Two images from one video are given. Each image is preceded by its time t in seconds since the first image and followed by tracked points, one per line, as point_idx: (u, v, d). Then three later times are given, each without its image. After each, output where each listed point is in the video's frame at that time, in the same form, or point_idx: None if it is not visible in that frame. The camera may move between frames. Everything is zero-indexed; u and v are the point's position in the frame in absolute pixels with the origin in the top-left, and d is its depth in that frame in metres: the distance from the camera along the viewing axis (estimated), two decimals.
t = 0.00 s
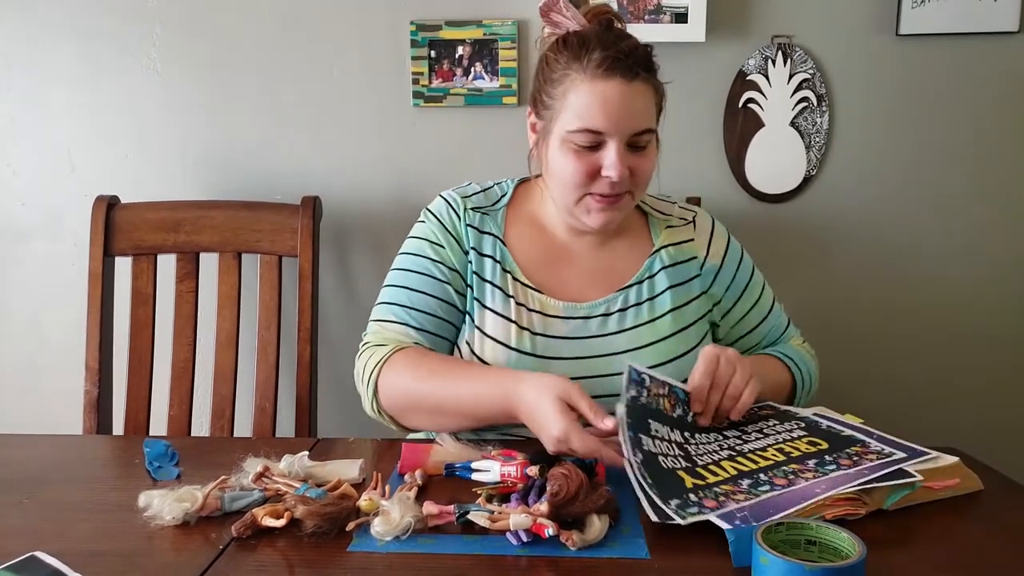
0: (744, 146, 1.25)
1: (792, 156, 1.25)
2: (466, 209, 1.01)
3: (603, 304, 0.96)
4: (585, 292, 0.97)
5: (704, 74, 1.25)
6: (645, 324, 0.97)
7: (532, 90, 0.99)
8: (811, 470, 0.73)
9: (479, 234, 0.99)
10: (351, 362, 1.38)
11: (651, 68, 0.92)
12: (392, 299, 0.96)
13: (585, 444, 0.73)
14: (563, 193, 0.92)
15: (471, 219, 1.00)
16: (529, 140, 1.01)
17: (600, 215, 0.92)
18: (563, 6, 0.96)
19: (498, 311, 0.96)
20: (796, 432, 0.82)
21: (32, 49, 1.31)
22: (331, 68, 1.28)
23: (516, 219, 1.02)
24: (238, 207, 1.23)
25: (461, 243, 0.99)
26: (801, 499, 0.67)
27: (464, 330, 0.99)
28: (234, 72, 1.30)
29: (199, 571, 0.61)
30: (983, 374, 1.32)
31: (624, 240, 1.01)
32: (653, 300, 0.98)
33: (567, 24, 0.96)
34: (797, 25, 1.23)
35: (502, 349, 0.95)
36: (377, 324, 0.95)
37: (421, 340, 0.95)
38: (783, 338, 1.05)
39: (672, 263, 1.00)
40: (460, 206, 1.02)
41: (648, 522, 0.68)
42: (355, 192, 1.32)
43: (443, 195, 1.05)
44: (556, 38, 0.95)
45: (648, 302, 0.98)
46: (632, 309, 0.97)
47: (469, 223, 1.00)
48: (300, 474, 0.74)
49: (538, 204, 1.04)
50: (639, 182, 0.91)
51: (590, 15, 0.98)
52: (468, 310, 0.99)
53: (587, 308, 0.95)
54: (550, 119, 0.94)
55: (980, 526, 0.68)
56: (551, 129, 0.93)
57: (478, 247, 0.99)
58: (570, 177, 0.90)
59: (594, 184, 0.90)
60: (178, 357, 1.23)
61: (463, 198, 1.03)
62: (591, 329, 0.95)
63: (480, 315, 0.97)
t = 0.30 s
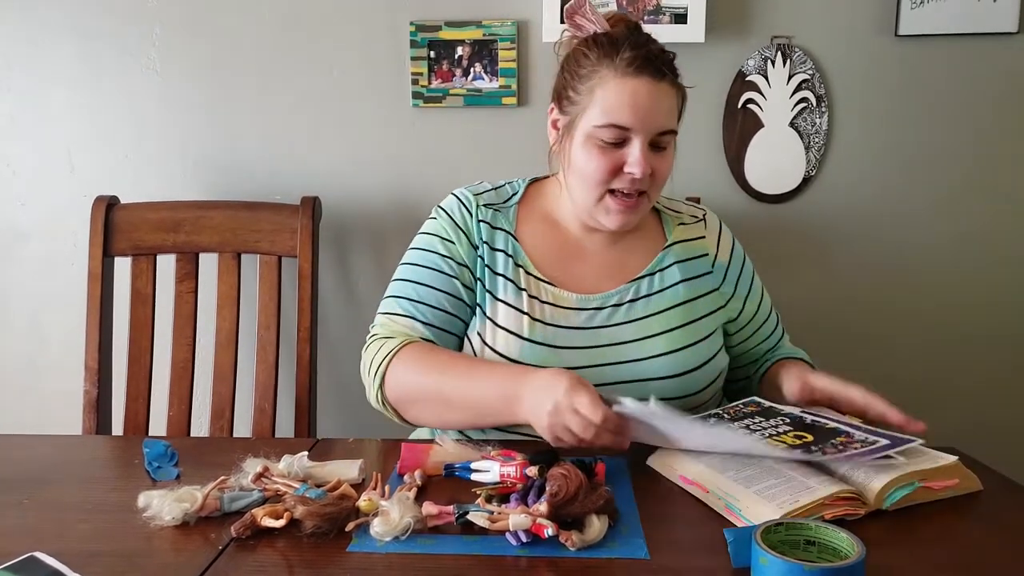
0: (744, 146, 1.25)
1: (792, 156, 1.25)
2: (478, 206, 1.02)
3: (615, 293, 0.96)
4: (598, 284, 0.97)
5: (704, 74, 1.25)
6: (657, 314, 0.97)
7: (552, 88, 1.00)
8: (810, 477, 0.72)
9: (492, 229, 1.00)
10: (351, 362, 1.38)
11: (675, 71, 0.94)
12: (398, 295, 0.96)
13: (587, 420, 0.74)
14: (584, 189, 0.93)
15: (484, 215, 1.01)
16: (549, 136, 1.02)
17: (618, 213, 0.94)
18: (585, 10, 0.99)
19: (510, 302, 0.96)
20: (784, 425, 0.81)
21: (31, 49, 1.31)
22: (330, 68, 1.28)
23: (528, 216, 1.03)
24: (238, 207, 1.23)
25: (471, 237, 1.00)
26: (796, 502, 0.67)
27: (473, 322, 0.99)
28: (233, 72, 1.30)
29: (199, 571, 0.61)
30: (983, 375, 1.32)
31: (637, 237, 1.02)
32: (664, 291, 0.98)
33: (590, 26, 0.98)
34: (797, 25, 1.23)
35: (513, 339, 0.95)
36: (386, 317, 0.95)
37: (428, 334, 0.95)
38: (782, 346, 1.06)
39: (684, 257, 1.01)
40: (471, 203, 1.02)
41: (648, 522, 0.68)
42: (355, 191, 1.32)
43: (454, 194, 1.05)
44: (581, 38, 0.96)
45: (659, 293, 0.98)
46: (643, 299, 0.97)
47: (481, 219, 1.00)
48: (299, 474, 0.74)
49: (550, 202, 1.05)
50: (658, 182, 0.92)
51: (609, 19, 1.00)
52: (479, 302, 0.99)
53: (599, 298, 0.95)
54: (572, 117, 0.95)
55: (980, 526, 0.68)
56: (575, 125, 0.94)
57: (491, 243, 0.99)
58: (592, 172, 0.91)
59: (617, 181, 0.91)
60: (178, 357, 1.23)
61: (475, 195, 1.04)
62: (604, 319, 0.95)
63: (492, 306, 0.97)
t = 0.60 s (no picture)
0: (743, 146, 1.25)
1: (792, 155, 1.25)
2: (479, 205, 1.02)
3: (621, 287, 0.97)
4: (603, 278, 0.98)
5: (703, 75, 1.25)
6: (662, 306, 0.97)
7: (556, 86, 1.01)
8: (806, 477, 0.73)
9: (493, 227, 1.00)
10: (351, 361, 1.38)
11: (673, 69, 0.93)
12: (392, 295, 0.97)
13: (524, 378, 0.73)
14: (575, 184, 0.94)
15: (484, 213, 1.01)
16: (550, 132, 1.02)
17: (607, 209, 0.94)
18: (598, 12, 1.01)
19: (516, 296, 0.96)
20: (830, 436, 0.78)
21: (30, 49, 1.31)
22: (329, 68, 1.28)
23: (530, 213, 1.03)
24: (237, 207, 1.23)
25: (472, 236, 0.99)
26: (794, 504, 0.68)
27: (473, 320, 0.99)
28: (232, 72, 1.30)
29: (198, 571, 0.61)
30: (983, 375, 1.32)
31: (637, 232, 1.02)
32: (668, 285, 0.99)
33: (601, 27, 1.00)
34: (796, 25, 1.23)
35: (520, 330, 0.95)
36: (381, 318, 0.96)
37: (421, 334, 0.95)
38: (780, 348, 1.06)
39: (688, 253, 1.01)
40: (470, 203, 1.02)
41: (647, 522, 0.68)
42: (354, 191, 1.32)
43: (455, 194, 1.05)
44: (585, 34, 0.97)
45: (664, 287, 0.98)
46: (648, 292, 0.98)
47: (482, 217, 1.00)
48: (299, 474, 0.74)
49: (551, 198, 1.05)
50: (648, 180, 0.92)
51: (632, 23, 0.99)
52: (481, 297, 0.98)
53: (605, 291, 0.96)
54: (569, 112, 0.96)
55: (979, 527, 0.68)
56: (570, 120, 0.95)
57: (492, 239, 0.99)
58: (583, 167, 0.92)
59: (605, 177, 0.92)
60: (177, 358, 1.22)
61: (475, 195, 1.03)
62: (609, 312, 0.96)
63: (497, 301, 0.97)
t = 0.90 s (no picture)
0: (742, 146, 1.25)
1: (791, 156, 1.25)
2: (471, 205, 1.03)
3: (616, 283, 0.97)
4: (596, 274, 0.98)
5: (703, 75, 1.25)
6: (659, 303, 0.97)
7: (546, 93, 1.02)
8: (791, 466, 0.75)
9: (483, 224, 1.01)
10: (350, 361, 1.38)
11: (649, 69, 0.93)
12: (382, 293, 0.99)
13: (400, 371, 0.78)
14: (555, 186, 0.95)
15: (476, 212, 1.02)
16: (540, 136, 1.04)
17: (587, 210, 0.94)
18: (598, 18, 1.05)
19: (508, 292, 0.97)
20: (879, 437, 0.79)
21: (29, 49, 1.31)
22: (329, 68, 1.28)
23: (522, 212, 1.03)
24: (237, 207, 1.23)
25: (463, 234, 1.00)
26: (793, 504, 0.68)
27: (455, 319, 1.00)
28: (232, 72, 1.30)
29: (198, 571, 0.61)
30: (982, 375, 1.32)
31: (632, 232, 1.02)
32: (665, 282, 0.99)
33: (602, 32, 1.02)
34: (796, 25, 1.23)
35: (511, 325, 0.95)
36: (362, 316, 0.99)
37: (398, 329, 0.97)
38: (779, 348, 1.06)
39: (687, 252, 1.01)
40: (461, 203, 1.03)
41: (647, 522, 0.69)
42: (354, 191, 1.32)
43: (450, 195, 1.06)
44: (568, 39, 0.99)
45: (661, 284, 0.98)
46: (645, 289, 0.98)
47: (473, 215, 1.01)
48: (298, 474, 0.74)
49: (545, 196, 1.05)
50: (626, 179, 0.92)
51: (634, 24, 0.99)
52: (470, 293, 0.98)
53: (599, 287, 0.96)
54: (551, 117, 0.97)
55: (979, 527, 0.68)
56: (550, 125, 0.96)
57: (482, 237, 1.00)
58: (559, 168, 0.93)
59: (580, 177, 0.92)
60: (176, 358, 1.22)
61: (468, 194, 1.04)
62: (604, 306, 0.96)
63: (489, 297, 0.97)
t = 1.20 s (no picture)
0: (741, 147, 1.25)
1: (789, 156, 1.25)
2: (465, 206, 1.03)
3: (610, 283, 0.97)
4: (589, 274, 0.98)
5: (702, 75, 1.25)
6: (652, 302, 0.97)
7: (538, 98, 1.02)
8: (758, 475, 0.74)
9: (476, 226, 1.01)
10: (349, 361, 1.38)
11: (635, 68, 0.93)
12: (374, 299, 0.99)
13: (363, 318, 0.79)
14: (545, 188, 0.95)
15: (470, 213, 1.02)
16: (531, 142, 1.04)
17: (576, 209, 0.93)
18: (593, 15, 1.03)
19: (501, 294, 0.97)
20: (850, 450, 0.78)
21: (28, 48, 1.31)
22: (328, 68, 1.28)
23: (517, 212, 1.03)
24: (236, 207, 1.23)
25: (456, 236, 1.00)
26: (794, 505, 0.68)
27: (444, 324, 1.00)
28: (230, 72, 1.30)
29: (196, 571, 0.61)
30: (982, 375, 1.32)
31: (626, 231, 1.02)
32: (658, 281, 0.99)
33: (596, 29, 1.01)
34: (795, 26, 1.23)
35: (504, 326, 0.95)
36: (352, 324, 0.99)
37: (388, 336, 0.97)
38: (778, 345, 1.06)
39: (681, 251, 1.01)
40: (454, 205, 1.03)
41: (645, 523, 0.68)
42: (353, 191, 1.32)
43: (444, 196, 1.05)
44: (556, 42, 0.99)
45: (654, 283, 0.98)
46: (638, 288, 0.98)
47: (467, 216, 1.01)
48: (296, 474, 0.74)
49: (539, 196, 1.05)
50: (613, 177, 0.92)
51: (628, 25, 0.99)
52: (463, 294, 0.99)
53: (592, 287, 0.96)
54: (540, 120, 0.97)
55: (977, 528, 0.68)
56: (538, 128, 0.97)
57: (476, 238, 1.00)
58: (547, 169, 0.93)
59: (568, 177, 0.92)
60: (175, 358, 1.22)
61: (462, 195, 1.04)
62: (597, 307, 0.96)
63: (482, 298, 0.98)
